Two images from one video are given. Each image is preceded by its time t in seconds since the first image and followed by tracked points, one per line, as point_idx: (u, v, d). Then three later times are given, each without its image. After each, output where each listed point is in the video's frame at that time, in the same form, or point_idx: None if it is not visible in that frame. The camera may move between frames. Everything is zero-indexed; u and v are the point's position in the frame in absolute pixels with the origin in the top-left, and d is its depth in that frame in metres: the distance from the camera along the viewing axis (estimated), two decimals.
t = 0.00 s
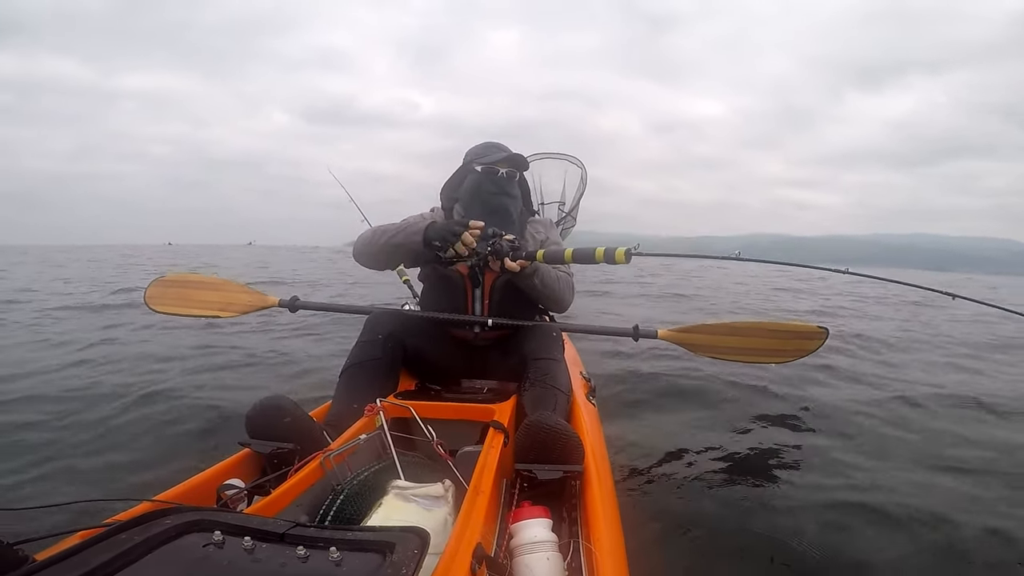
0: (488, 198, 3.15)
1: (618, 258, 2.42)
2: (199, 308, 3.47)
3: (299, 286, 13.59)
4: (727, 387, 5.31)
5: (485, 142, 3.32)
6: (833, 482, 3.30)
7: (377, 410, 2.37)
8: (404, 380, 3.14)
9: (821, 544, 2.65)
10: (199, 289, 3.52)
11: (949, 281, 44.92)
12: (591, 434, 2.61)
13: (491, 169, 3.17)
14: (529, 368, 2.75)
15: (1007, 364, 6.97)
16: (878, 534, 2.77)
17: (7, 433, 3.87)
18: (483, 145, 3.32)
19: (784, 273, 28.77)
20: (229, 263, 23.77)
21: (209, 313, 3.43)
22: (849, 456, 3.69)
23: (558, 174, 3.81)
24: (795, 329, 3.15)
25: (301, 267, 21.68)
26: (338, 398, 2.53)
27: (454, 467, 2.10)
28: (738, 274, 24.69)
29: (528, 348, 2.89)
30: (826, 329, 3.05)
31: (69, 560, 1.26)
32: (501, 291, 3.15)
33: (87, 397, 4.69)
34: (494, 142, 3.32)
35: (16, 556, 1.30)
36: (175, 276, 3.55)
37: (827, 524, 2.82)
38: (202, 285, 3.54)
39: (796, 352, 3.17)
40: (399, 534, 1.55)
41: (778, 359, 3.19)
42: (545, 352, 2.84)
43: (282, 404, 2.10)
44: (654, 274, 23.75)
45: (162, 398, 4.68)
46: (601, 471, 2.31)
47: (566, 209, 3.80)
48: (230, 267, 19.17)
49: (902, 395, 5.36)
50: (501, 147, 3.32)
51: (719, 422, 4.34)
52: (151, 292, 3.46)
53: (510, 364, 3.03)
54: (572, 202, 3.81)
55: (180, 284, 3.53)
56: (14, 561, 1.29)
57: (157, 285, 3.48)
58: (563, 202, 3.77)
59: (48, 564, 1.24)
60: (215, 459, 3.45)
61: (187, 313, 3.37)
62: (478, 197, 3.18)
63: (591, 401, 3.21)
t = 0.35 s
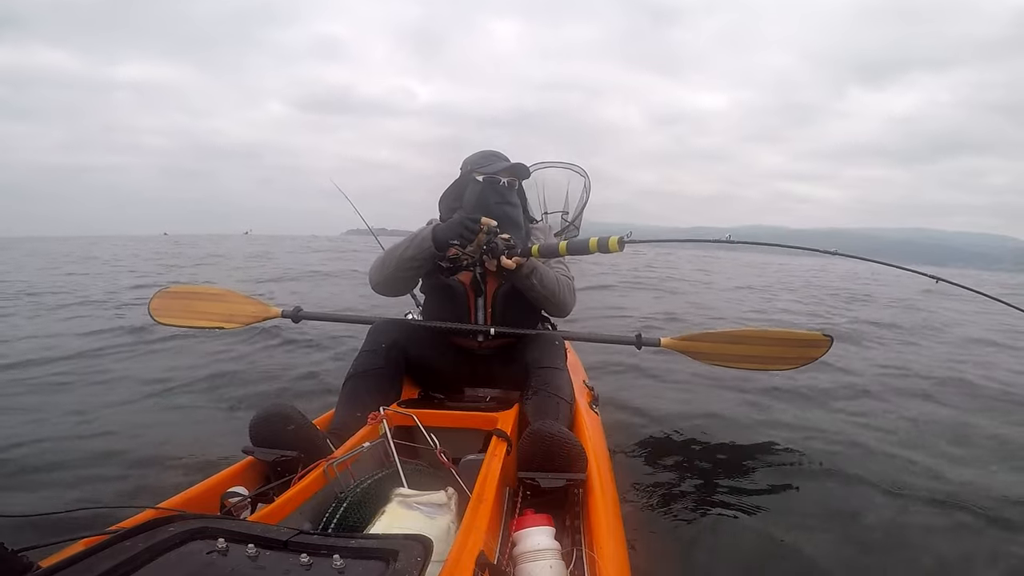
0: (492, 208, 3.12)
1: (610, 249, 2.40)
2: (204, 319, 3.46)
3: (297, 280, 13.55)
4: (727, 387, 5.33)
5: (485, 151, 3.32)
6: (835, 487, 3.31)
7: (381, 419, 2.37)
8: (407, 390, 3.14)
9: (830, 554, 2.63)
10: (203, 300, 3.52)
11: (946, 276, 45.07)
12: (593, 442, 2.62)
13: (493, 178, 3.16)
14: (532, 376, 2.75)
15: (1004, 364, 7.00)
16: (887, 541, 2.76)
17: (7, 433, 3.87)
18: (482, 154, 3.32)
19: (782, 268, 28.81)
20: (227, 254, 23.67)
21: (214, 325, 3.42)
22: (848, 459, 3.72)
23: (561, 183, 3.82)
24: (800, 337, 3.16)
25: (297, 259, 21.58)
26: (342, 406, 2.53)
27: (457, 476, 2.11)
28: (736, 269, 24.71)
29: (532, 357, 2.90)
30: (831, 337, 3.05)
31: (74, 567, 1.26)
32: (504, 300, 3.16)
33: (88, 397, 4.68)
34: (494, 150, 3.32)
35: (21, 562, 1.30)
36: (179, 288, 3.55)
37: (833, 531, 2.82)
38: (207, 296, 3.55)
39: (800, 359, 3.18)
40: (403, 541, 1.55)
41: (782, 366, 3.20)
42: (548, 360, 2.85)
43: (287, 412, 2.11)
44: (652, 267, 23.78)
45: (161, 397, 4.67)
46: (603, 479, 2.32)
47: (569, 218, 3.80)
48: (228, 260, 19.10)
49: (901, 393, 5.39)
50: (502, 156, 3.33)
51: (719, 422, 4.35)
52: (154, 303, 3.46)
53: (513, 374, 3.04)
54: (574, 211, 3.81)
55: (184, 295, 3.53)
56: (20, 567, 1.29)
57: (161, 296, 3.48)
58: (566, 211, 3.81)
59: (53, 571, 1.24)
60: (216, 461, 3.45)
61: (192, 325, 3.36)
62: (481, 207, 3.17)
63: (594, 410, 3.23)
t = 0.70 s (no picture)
0: (482, 201, 3.14)
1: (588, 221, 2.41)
2: (198, 315, 3.43)
3: (292, 272, 13.50)
4: (723, 374, 5.36)
5: (473, 145, 3.29)
6: (829, 472, 3.33)
7: (375, 412, 2.36)
8: (402, 382, 3.13)
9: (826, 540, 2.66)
10: (196, 296, 3.47)
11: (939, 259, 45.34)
12: (588, 435, 2.62)
13: (482, 173, 3.15)
14: (526, 370, 2.74)
15: (996, 347, 7.07)
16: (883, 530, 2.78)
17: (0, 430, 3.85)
18: (471, 148, 3.28)
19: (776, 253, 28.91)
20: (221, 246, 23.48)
21: (208, 320, 3.38)
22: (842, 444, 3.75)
23: (556, 176, 3.78)
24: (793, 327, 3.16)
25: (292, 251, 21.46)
26: (336, 399, 2.51)
27: (451, 469, 2.11)
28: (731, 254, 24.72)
29: (527, 351, 2.88)
30: (824, 327, 3.06)
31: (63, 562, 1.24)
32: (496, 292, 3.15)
33: (82, 393, 4.65)
34: (483, 145, 3.29)
35: (11, 558, 1.29)
36: (172, 284, 3.51)
37: (829, 519, 2.84)
38: (201, 292, 3.50)
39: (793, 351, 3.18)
40: (397, 535, 1.53)
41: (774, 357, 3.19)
42: (543, 354, 2.83)
43: (280, 405, 2.09)
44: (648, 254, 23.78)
45: (157, 393, 4.66)
46: (597, 473, 2.33)
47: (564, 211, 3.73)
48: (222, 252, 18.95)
49: (894, 377, 5.43)
50: (490, 150, 3.31)
51: (714, 409, 4.38)
52: (147, 299, 3.42)
53: (508, 367, 3.04)
54: (570, 204, 3.75)
55: (177, 291, 3.48)
56: (10, 563, 1.27)
57: (154, 292, 3.44)
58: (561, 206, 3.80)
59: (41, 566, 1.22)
60: (212, 457, 3.44)
61: (185, 321, 3.32)
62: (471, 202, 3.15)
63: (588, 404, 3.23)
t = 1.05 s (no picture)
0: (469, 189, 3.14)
1: (566, 184, 2.45)
2: (183, 296, 3.42)
3: (285, 271, 13.46)
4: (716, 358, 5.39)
5: (459, 132, 3.27)
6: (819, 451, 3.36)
7: (364, 400, 2.36)
8: (391, 370, 3.14)
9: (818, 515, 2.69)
10: (184, 279, 3.50)
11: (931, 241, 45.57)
12: (578, 423, 2.63)
13: (468, 160, 3.14)
14: (516, 357, 2.75)
15: (984, 324, 7.15)
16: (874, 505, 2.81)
17: None
18: (457, 135, 3.26)
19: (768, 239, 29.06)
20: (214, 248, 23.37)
21: (194, 301, 3.37)
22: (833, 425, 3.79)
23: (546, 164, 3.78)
24: (778, 315, 3.20)
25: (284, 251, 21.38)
26: (325, 388, 2.50)
27: (441, 457, 2.12)
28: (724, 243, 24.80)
29: (516, 337, 2.89)
30: (807, 313, 3.13)
31: (48, 552, 1.24)
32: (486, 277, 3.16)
33: (73, 391, 4.62)
34: (468, 132, 3.27)
35: None
36: (162, 270, 3.58)
37: (820, 496, 2.87)
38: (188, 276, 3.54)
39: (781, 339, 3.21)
40: (386, 524, 1.52)
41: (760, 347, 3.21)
42: (533, 341, 2.83)
43: (268, 394, 2.08)
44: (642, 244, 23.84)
45: (148, 390, 4.63)
46: (587, 460, 2.34)
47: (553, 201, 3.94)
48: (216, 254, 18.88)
49: (884, 356, 5.49)
50: (476, 137, 3.29)
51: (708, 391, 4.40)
52: (136, 283, 3.49)
53: (497, 354, 3.08)
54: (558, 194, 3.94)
55: (166, 276, 3.54)
56: None
57: (143, 276, 3.51)
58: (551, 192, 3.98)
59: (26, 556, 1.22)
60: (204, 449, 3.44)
61: (169, 300, 3.32)
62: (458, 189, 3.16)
63: (578, 390, 3.25)
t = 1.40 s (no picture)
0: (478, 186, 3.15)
1: (569, 170, 2.44)
2: (184, 291, 3.46)
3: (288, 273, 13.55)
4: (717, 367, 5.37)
5: (471, 130, 3.31)
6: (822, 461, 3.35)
7: (365, 398, 2.38)
8: (392, 368, 3.16)
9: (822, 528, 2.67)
10: (185, 276, 3.55)
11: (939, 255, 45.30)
12: (578, 422, 2.64)
13: (479, 157, 3.15)
14: (517, 355, 2.75)
15: (985, 338, 7.16)
16: (879, 516, 2.79)
17: None
18: (469, 133, 3.30)
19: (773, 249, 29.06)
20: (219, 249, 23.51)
21: (194, 296, 3.41)
22: (835, 435, 3.78)
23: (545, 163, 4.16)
24: (778, 313, 3.38)
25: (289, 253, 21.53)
26: (326, 385, 2.52)
27: (442, 454, 2.13)
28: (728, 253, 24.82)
29: (518, 335, 2.89)
30: (806, 311, 3.31)
31: (52, 550, 1.24)
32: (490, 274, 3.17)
33: (75, 387, 4.64)
34: (481, 131, 3.31)
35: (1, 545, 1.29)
36: (163, 268, 3.64)
37: (823, 506, 2.85)
38: (189, 273, 3.59)
39: (782, 339, 3.34)
40: (387, 522, 1.51)
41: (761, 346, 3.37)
42: (535, 339, 2.84)
43: (268, 392, 2.10)
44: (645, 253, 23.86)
45: (150, 387, 4.65)
46: (588, 459, 2.35)
47: (554, 197, 4.19)
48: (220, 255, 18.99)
49: (885, 369, 5.49)
50: (488, 136, 3.32)
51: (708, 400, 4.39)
52: (137, 279, 3.54)
53: (498, 351, 3.10)
54: (559, 191, 4.20)
55: (167, 274, 3.60)
56: None
57: (145, 273, 3.57)
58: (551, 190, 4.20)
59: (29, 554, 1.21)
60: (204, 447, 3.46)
61: (169, 296, 3.36)
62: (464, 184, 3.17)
63: (579, 388, 3.27)
